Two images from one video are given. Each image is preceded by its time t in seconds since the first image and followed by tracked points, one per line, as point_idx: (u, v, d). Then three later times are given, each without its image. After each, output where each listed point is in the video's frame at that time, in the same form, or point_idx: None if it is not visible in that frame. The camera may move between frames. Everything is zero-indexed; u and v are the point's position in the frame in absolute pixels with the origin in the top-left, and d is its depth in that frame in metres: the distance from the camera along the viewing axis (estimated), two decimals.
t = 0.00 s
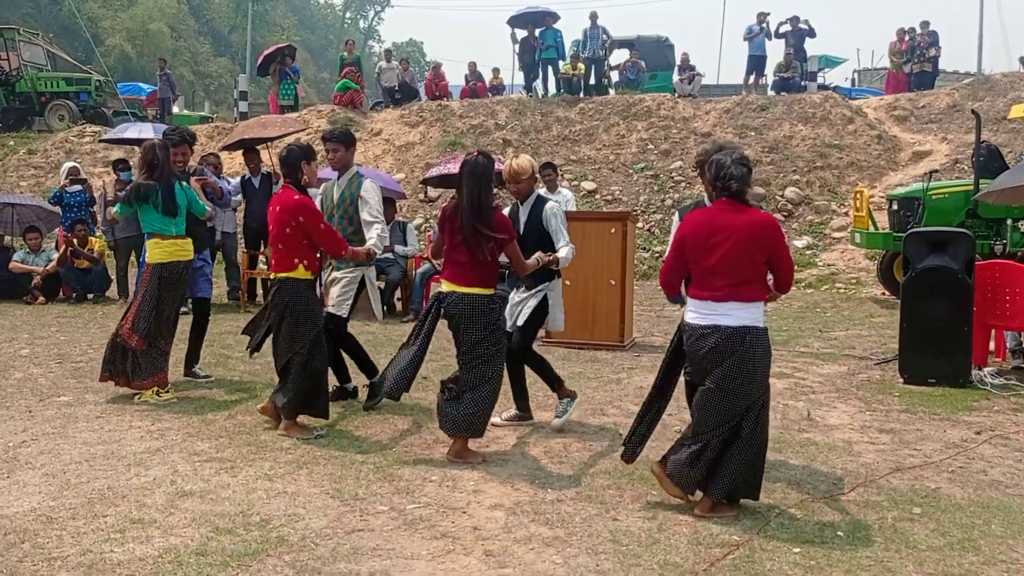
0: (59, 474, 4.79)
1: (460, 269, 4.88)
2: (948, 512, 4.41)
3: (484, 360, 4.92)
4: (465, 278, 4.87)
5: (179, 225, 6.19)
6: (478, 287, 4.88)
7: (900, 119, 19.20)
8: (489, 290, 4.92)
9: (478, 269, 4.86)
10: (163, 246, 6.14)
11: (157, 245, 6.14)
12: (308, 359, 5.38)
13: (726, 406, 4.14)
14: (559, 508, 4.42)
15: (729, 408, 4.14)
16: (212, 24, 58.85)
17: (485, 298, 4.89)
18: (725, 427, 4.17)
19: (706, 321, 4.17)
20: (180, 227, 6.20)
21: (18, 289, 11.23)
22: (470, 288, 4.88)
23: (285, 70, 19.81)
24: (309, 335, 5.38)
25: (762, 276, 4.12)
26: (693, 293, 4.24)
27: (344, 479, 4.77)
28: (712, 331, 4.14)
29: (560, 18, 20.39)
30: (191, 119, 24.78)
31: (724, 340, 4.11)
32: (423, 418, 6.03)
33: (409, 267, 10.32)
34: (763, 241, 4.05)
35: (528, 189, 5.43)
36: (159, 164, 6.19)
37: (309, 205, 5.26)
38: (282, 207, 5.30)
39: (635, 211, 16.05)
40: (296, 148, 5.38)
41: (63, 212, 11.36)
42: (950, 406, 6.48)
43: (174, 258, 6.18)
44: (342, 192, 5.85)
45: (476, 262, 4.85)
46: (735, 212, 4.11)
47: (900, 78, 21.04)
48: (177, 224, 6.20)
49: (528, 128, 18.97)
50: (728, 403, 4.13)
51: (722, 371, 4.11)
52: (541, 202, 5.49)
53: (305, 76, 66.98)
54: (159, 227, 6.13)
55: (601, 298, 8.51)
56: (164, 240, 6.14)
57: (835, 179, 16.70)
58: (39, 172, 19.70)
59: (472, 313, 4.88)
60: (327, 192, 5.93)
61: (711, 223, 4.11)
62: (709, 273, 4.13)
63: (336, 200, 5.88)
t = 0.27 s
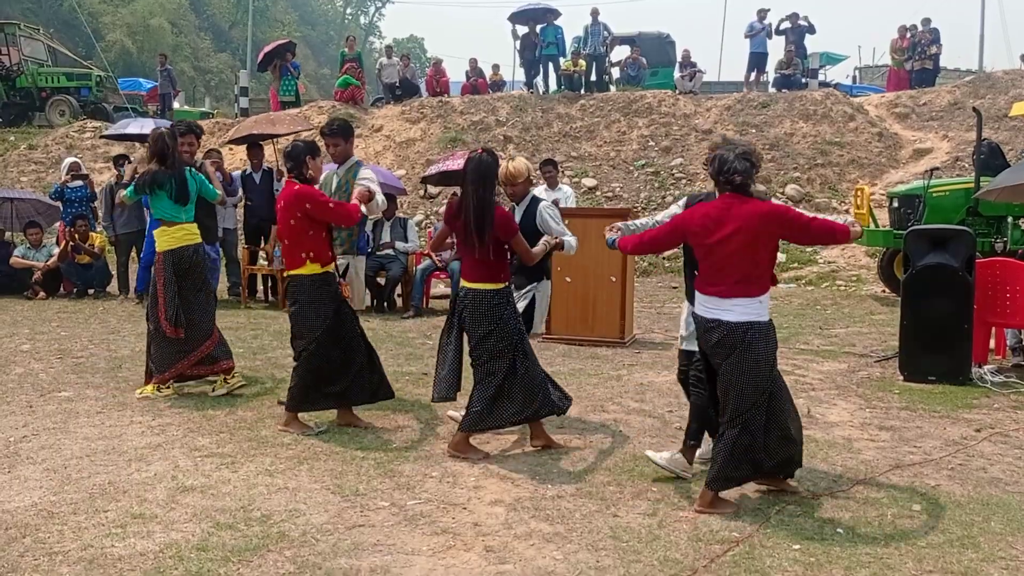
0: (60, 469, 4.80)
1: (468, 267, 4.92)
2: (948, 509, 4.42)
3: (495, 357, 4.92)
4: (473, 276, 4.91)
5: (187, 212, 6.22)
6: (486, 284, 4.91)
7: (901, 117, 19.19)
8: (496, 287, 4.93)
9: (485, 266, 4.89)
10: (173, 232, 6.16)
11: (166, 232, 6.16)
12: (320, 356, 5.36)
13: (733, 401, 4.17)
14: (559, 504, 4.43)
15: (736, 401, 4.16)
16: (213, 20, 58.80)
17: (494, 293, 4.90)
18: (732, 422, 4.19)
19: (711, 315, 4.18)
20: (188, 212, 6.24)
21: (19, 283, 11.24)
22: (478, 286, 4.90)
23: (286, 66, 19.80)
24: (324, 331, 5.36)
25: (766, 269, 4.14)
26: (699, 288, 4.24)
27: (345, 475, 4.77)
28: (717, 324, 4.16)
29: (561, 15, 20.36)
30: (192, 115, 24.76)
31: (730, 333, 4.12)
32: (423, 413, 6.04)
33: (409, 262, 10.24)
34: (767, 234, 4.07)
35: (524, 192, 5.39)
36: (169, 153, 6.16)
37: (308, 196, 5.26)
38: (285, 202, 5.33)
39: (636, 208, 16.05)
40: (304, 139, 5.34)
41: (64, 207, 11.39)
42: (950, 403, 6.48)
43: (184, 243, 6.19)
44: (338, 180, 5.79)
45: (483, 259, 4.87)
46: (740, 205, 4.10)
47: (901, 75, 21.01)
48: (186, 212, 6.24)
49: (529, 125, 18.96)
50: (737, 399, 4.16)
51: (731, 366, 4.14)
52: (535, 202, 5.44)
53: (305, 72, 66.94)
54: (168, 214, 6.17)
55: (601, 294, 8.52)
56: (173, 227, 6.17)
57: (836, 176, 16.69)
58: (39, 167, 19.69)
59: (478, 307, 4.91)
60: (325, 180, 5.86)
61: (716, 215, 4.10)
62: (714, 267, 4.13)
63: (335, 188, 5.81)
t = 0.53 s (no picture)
0: (64, 461, 4.81)
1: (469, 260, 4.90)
2: (950, 504, 4.42)
3: (491, 354, 4.92)
4: (474, 270, 4.89)
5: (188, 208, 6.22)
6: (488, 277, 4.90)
7: (905, 111, 19.16)
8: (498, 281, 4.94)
9: (487, 259, 4.88)
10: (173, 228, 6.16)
11: (167, 227, 6.15)
12: (326, 361, 5.38)
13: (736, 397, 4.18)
14: (562, 498, 4.43)
15: (740, 398, 4.16)
16: (216, 13, 58.76)
17: (491, 290, 4.89)
18: (737, 419, 4.19)
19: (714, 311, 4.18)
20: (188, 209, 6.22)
21: (22, 276, 11.26)
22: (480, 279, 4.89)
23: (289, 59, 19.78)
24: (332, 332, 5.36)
25: (770, 265, 4.13)
26: (701, 281, 4.24)
27: (347, 468, 4.78)
28: (719, 321, 4.14)
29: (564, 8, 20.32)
30: (195, 108, 24.75)
31: (733, 329, 4.12)
32: (426, 407, 6.05)
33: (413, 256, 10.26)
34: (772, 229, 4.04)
35: (528, 173, 5.46)
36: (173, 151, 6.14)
37: (317, 193, 5.28)
38: (293, 198, 5.34)
39: (639, 202, 16.03)
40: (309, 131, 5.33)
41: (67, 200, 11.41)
42: (953, 398, 6.48)
43: (184, 238, 6.20)
44: (342, 174, 5.82)
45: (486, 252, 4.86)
46: (744, 199, 4.10)
47: (905, 70, 20.97)
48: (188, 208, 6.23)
49: (532, 119, 18.93)
50: (741, 395, 4.16)
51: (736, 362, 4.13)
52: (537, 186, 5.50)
53: (308, 65, 66.90)
54: (170, 209, 6.15)
55: (604, 289, 8.52)
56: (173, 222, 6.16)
57: (839, 170, 16.66)
58: (42, 160, 19.70)
59: (479, 301, 4.88)
60: (330, 174, 5.89)
61: (718, 209, 4.10)
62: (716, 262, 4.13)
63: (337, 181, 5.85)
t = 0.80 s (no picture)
0: (65, 459, 4.81)
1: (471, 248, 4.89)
2: (950, 503, 4.42)
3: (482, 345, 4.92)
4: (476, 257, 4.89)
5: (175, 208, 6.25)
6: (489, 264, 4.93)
7: (906, 110, 19.16)
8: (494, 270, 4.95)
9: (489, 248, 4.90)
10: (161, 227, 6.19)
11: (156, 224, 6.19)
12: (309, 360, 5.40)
13: (732, 399, 4.16)
14: (562, 496, 4.44)
15: (741, 396, 4.15)
16: (217, 11, 58.75)
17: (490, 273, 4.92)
18: (738, 417, 4.17)
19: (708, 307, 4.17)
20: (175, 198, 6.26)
21: (23, 274, 11.27)
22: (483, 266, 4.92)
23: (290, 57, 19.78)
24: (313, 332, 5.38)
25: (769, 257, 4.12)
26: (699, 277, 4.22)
27: (348, 466, 4.79)
28: (718, 317, 4.13)
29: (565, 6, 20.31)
30: (196, 106, 24.74)
31: (734, 323, 4.11)
32: (426, 405, 6.05)
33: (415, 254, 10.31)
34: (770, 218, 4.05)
35: (533, 180, 5.44)
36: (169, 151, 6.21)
37: (327, 209, 5.26)
38: (301, 203, 5.25)
39: (639, 201, 16.04)
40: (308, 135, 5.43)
41: (68, 199, 11.40)
42: (953, 397, 6.48)
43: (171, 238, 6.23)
44: (348, 174, 5.84)
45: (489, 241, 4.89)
46: (744, 197, 4.09)
47: (906, 69, 20.95)
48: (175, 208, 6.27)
49: (532, 117, 18.92)
50: (738, 395, 4.15)
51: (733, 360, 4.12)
52: (543, 193, 5.49)
53: (309, 63, 66.88)
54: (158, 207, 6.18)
55: (604, 288, 8.51)
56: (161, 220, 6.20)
57: (840, 169, 16.66)
58: (43, 158, 19.71)
59: (478, 290, 4.88)
60: (333, 174, 5.92)
61: (718, 207, 4.09)
62: (713, 255, 4.12)
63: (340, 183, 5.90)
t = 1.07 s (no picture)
0: (65, 457, 4.82)
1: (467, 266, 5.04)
2: (949, 504, 4.42)
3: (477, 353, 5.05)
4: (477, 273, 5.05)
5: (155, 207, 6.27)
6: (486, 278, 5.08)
7: (906, 111, 19.16)
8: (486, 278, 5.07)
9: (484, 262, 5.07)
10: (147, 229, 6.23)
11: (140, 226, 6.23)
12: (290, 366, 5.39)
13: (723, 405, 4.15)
14: (561, 496, 4.44)
15: (740, 399, 4.13)
16: (218, 10, 58.76)
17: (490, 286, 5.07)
18: (739, 421, 4.16)
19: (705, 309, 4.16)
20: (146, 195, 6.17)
21: (23, 273, 11.27)
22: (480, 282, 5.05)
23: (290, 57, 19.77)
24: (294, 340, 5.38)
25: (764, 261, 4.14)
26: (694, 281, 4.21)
27: (348, 466, 4.78)
28: (718, 319, 4.11)
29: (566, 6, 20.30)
30: (197, 105, 24.74)
31: (735, 325, 4.10)
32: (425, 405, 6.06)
33: (414, 254, 10.33)
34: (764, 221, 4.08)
35: (544, 167, 5.48)
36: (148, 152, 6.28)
37: (344, 196, 5.36)
38: (321, 191, 5.31)
39: (640, 201, 16.04)
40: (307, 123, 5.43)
41: (67, 197, 11.39)
42: (953, 398, 6.48)
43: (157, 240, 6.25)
44: (351, 169, 5.85)
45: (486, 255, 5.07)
46: (738, 199, 4.11)
47: (907, 70, 20.94)
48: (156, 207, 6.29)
49: (533, 117, 18.92)
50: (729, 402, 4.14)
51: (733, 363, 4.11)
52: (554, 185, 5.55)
53: (310, 62, 66.87)
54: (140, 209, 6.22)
55: (605, 289, 8.51)
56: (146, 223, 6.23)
57: (840, 170, 16.65)
58: (44, 156, 19.70)
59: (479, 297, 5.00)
60: (336, 166, 5.93)
61: (715, 209, 4.10)
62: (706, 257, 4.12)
63: (344, 176, 5.89)
